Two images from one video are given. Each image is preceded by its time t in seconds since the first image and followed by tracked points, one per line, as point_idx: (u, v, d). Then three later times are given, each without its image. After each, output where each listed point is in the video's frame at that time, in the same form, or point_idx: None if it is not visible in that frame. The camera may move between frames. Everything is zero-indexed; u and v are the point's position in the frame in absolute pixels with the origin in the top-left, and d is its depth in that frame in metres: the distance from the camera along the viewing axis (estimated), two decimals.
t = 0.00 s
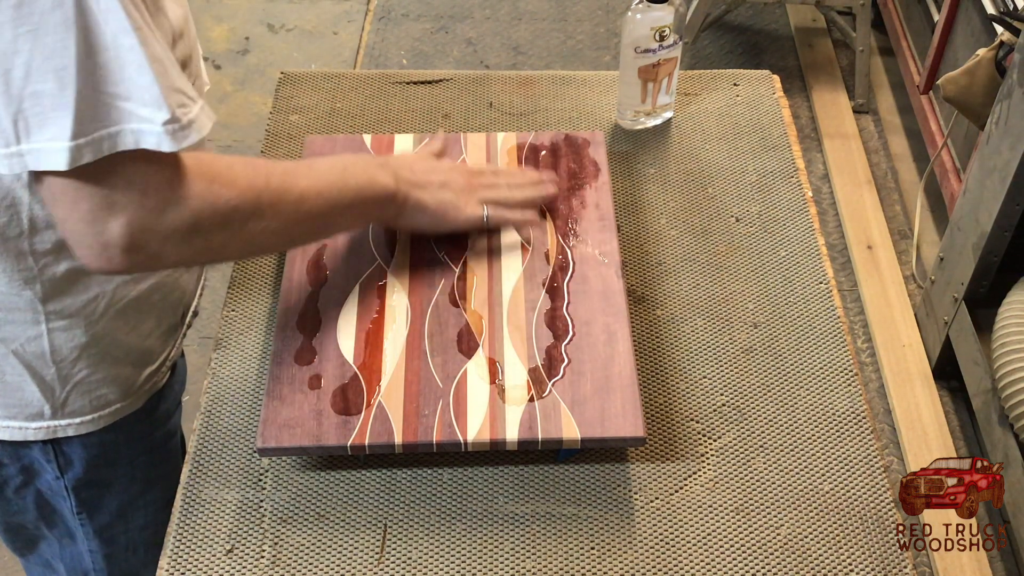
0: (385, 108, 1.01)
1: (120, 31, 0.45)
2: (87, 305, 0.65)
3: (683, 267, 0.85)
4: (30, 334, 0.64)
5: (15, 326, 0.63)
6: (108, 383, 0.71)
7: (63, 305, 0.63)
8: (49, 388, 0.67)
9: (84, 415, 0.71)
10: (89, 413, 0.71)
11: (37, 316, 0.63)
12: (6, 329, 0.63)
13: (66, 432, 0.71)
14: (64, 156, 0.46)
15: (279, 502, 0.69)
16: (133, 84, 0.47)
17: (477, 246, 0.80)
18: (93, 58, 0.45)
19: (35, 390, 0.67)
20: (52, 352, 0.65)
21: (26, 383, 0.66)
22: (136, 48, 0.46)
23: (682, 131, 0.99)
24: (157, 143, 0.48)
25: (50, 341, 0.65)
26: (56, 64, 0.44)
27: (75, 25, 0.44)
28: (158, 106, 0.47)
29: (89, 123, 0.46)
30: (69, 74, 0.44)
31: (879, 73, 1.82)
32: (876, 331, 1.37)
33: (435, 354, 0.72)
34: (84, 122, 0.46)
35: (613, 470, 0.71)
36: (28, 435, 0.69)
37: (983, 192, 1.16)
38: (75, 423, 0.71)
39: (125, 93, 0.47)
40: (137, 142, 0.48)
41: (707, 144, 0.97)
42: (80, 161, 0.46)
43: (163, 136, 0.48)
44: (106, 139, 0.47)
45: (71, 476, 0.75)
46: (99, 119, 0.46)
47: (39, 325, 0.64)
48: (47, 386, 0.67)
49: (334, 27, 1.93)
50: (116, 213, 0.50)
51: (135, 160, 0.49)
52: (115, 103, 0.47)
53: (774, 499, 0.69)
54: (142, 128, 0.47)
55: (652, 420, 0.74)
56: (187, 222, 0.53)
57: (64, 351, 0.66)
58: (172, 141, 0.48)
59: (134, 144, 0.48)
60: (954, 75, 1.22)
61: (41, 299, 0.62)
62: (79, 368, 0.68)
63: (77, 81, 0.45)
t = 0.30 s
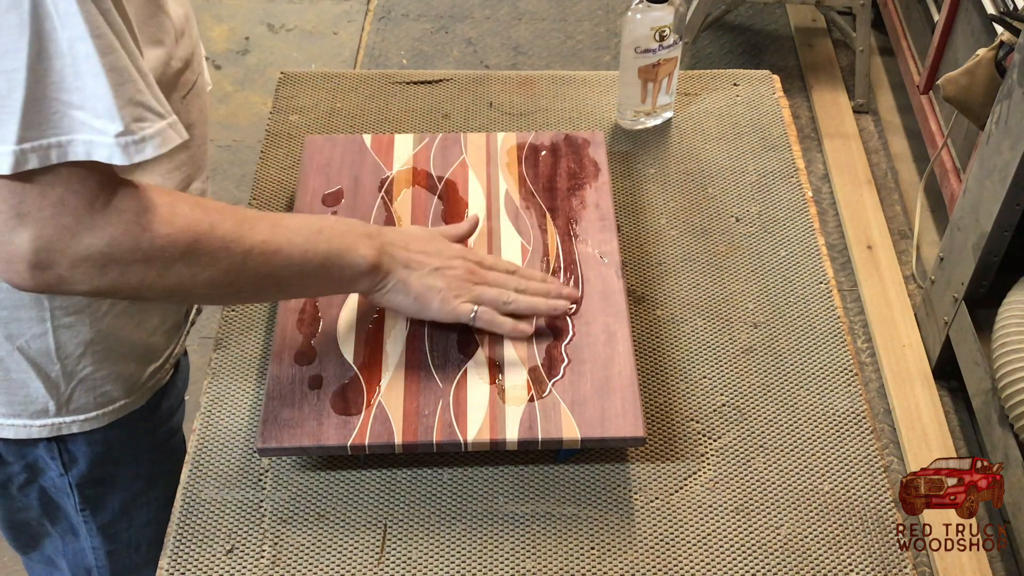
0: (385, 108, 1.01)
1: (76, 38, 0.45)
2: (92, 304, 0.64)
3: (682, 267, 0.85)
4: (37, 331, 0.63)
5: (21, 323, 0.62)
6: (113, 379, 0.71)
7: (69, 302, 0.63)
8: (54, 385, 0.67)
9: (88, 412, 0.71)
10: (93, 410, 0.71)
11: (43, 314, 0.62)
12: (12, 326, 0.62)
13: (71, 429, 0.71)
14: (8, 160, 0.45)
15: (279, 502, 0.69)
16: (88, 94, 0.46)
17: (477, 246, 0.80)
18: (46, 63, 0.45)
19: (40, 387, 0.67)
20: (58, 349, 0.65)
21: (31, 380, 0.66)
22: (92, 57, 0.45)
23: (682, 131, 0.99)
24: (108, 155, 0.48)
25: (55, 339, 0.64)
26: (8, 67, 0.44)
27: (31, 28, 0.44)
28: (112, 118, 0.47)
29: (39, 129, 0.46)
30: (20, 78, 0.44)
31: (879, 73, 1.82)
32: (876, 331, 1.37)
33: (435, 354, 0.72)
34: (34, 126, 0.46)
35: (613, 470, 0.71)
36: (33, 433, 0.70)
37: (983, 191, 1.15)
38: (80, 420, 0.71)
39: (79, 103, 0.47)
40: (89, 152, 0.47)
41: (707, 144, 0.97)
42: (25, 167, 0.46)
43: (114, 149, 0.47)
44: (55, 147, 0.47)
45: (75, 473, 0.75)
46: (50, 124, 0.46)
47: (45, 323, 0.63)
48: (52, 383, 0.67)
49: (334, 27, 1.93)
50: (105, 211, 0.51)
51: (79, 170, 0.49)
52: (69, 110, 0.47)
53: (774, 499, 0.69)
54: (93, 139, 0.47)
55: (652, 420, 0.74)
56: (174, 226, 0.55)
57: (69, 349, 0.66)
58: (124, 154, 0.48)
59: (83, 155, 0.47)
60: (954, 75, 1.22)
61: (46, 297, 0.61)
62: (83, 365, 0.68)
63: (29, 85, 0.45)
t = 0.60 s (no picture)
0: (385, 108, 1.01)
1: (110, 26, 0.45)
2: (95, 301, 0.65)
3: (682, 267, 0.85)
4: (39, 329, 0.63)
5: (24, 321, 0.63)
6: (116, 377, 0.71)
7: (72, 299, 0.63)
8: (57, 384, 0.67)
9: (91, 410, 0.71)
10: (96, 408, 0.71)
11: (46, 312, 0.63)
12: (15, 324, 0.63)
13: (74, 428, 0.71)
14: (54, 152, 0.45)
15: (279, 502, 0.69)
16: (124, 81, 0.46)
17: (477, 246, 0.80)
18: (83, 53, 0.45)
19: (43, 386, 0.67)
20: (60, 347, 0.65)
21: (34, 379, 0.66)
22: (127, 45, 0.45)
23: (683, 131, 0.99)
24: (150, 140, 0.47)
25: (58, 336, 0.65)
26: (45, 60, 0.44)
27: (65, 20, 0.44)
28: (151, 103, 0.47)
29: (81, 119, 0.46)
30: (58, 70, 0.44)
31: (879, 73, 1.82)
32: (876, 331, 1.37)
33: (435, 354, 0.72)
34: (75, 117, 0.46)
35: (613, 470, 0.71)
36: (36, 433, 0.69)
37: (983, 191, 1.16)
38: (83, 418, 0.71)
39: (117, 91, 0.46)
40: (130, 140, 0.47)
41: (707, 143, 0.97)
42: (71, 157, 0.46)
43: (156, 133, 0.47)
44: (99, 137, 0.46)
45: (78, 471, 0.74)
46: (90, 115, 0.46)
47: (48, 320, 0.63)
48: (55, 381, 0.67)
49: (334, 27, 1.93)
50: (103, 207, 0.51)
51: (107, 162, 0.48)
52: (108, 100, 0.46)
53: (774, 499, 0.69)
54: (135, 125, 0.47)
55: (652, 420, 0.74)
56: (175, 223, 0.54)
57: (72, 346, 0.66)
58: (166, 137, 0.48)
59: (126, 141, 0.47)
60: (954, 75, 1.22)
61: (49, 294, 0.62)
62: (86, 363, 0.68)
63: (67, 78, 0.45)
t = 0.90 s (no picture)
0: (385, 108, 1.01)
1: (153, 11, 0.45)
2: (99, 299, 0.65)
3: (682, 267, 0.85)
4: (43, 328, 0.63)
5: (28, 321, 0.63)
6: (119, 375, 0.71)
7: (76, 298, 0.63)
8: (61, 382, 0.67)
9: (95, 409, 0.71)
10: (100, 406, 0.71)
11: (50, 310, 0.63)
12: (19, 324, 0.63)
13: (78, 426, 0.71)
14: (104, 145, 0.46)
15: (279, 502, 0.69)
16: (171, 67, 0.46)
17: (477, 246, 0.80)
18: (128, 41, 0.45)
19: (47, 385, 0.66)
20: (64, 346, 0.65)
21: (38, 378, 0.66)
22: (172, 28, 0.45)
23: (682, 131, 0.99)
24: (202, 123, 0.48)
25: (62, 335, 0.65)
26: (89, 51, 0.43)
27: (108, 9, 0.43)
28: (200, 84, 0.47)
29: (132, 110, 0.45)
30: (104, 60, 0.44)
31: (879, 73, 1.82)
32: (876, 331, 1.37)
33: (435, 354, 0.72)
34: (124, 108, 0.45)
35: (613, 470, 0.71)
36: (40, 432, 0.69)
37: (983, 191, 1.15)
38: (87, 417, 0.71)
39: (163, 79, 0.46)
40: (183, 127, 0.47)
41: (707, 143, 0.97)
42: (121, 151, 0.46)
43: (208, 114, 0.48)
44: (150, 127, 0.46)
45: (81, 470, 0.75)
46: (138, 106, 0.46)
47: (52, 319, 0.63)
48: (59, 380, 0.67)
49: (334, 27, 1.93)
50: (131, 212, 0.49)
51: (175, 149, 0.48)
52: (154, 89, 0.46)
53: (774, 499, 0.69)
54: (186, 109, 0.47)
55: (652, 420, 0.74)
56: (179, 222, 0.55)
57: (76, 345, 0.66)
58: (217, 117, 0.48)
59: (178, 129, 0.47)
60: (954, 75, 1.22)
61: (54, 292, 0.62)
62: (90, 361, 0.68)
63: (113, 67, 0.44)
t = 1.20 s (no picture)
0: (386, 108, 1.01)
1: (144, 6, 0.43)
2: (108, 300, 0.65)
3: (682, 267, 0.85)
4: (53, 329, 0.64)
5: (37, 322, 0.63)
6: (127, 376, 0.71)
7: (85, 299, 0.64)
8: (70, 384, 0.67)
9: (103, 409, 0.71)
10: (108, 407, 0.71)
11: (59, 311, 0.63)
12: (29, 325, 0.63)
13: (86, 427, 0.71)
14: (81, 146, 0.43)
15: (279, 502, 0.69)
16: (159, 66, 0.44)
17: (477, 247, 0.80)
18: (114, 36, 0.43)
19: (56, 386, 0.66)
20: (73, 346, 0.65)
21: (48, 380, 0.66)
22: (162, 25, 0.44)
23: (682, 131, 0.99)
24: (190, 129, 0.46)
25: (71, 336, 0.65)
26: (72, 42, 0.42)
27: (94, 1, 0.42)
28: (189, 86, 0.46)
29: (114, 109, 0.43)
30: (86, 52, 0.42)
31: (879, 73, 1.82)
32: (877, 332, 1.37)
33: (435, 354, 0.72)
34: (106, 106, 0.43)
35: (613, 470, 0.71)
36: (48, 434, 0.69)
37: (983, 191, 1.15)
38: (95, 418, 0.71)
39: (151, 80, 0.44)
40: (168, 133, 0.45)
41: (707, 144, 0.97)
42: (97, 153, 0.43)
43: (196, 118, 0.46)
44: (132, 129, 0.43)
45: (89, 471, 0.75)
46: (121, 106, 0.43)
47: (62, 320, 0.63)
48: (68, 381, 0.67)
49: (334, 27, 1.93)
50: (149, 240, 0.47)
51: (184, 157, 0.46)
52: (141, 89, 0.44)
53: (774, 499, 0.69)
54: (173, 113, 0.45)
55: (652, 421, 0.74)
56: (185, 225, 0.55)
57: (85, 345, 0.66)
58: (206, 122, 0.46)
59: (162, 136, 0.45)
60: (954, 75, 1.22)
61: (63, 293, 0.62)
62: (98, 361, 0.68)
63: (95, 61, 0.42)
